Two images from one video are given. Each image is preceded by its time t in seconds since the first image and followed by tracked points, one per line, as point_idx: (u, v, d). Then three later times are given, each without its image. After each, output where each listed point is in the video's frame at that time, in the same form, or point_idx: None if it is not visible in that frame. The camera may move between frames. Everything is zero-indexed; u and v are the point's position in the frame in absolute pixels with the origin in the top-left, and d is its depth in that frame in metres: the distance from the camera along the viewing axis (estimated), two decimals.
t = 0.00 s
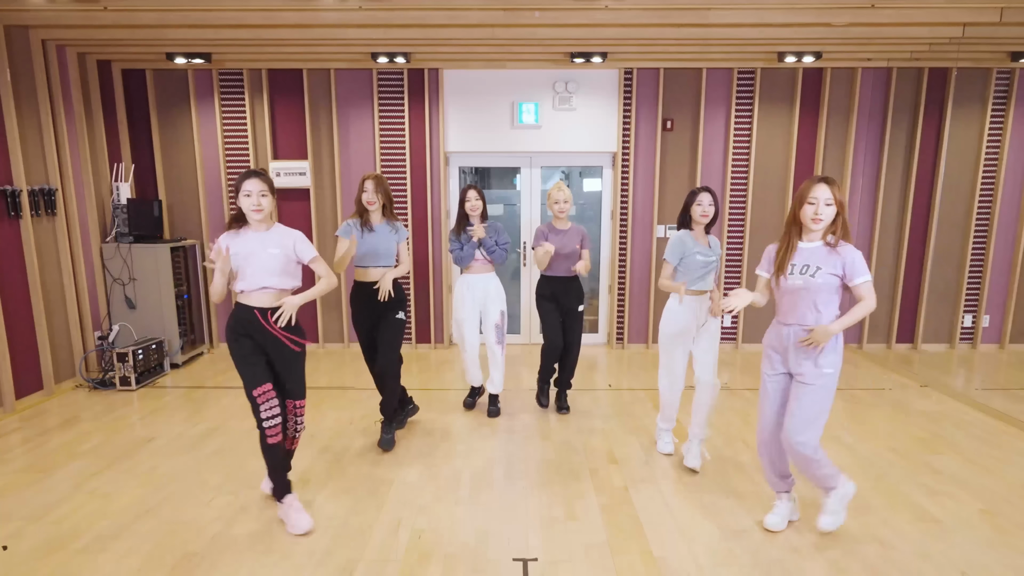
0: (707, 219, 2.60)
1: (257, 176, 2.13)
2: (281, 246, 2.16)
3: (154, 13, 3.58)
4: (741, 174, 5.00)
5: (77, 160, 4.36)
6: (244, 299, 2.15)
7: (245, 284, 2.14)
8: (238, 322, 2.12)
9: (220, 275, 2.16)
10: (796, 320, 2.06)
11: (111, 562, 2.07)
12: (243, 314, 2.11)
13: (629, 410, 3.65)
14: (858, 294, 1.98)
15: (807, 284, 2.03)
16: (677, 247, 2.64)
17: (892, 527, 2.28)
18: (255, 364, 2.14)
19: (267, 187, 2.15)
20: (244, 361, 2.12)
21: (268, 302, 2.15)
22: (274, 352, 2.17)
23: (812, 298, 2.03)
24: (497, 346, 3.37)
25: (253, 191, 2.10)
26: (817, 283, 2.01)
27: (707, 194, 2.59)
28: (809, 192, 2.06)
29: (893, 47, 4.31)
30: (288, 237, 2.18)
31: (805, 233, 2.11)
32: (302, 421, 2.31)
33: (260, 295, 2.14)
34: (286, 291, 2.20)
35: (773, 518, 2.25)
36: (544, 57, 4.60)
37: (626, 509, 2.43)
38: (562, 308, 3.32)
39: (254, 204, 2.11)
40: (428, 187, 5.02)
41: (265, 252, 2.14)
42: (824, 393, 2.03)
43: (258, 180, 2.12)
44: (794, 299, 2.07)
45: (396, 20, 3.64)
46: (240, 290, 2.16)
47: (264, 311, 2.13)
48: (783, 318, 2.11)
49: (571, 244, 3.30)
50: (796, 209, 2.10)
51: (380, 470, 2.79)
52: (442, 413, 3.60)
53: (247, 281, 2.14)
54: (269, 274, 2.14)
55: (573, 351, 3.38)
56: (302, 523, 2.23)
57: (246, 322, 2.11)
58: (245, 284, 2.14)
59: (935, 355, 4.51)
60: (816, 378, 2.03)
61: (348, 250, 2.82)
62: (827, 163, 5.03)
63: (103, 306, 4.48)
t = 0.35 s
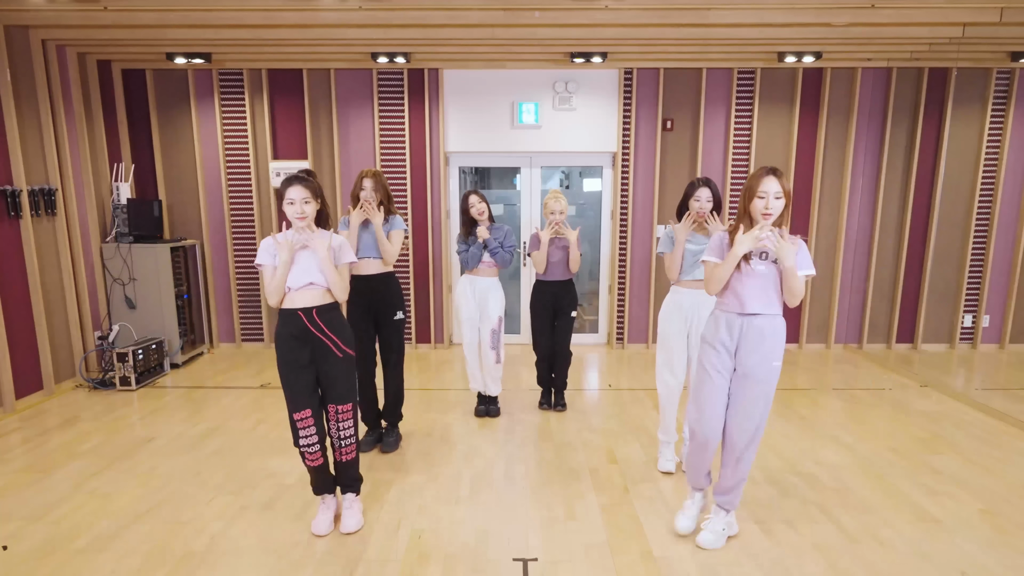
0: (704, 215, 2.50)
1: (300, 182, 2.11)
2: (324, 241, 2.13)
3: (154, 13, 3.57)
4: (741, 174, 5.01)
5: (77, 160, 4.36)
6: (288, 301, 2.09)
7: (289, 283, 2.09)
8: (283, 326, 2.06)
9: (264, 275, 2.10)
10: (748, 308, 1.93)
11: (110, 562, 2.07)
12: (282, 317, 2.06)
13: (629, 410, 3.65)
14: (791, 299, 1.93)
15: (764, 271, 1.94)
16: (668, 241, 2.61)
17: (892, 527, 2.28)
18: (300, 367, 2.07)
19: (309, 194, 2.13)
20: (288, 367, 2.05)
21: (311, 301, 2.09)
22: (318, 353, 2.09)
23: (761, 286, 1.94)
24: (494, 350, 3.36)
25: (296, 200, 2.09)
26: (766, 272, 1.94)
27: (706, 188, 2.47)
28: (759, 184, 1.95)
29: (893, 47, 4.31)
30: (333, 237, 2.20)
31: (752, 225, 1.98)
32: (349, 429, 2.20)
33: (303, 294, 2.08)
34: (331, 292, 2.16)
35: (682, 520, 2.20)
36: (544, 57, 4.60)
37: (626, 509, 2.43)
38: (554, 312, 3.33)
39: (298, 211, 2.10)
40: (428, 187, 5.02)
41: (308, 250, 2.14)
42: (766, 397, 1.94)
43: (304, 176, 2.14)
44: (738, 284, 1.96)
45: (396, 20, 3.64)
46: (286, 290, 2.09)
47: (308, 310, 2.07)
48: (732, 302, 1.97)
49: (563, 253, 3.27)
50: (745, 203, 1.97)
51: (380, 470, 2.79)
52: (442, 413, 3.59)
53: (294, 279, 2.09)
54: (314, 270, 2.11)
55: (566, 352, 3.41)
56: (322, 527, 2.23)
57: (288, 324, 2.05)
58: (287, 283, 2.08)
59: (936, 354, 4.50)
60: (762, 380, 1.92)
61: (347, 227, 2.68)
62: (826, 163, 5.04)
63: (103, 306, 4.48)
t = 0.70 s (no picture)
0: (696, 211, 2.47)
1: (317, 165, 2.11)
2: (339, 237, 2.08)
3: (155, 13, 3.57)
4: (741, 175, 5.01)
5: (77, 160, 4.36)
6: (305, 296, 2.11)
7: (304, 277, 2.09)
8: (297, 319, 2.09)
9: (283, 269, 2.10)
10: (724, 313, 1.95)
11: (111, 562, 2.06)
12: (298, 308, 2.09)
13: (629, 410, 3.65)
14: (764, 292, 1.98)
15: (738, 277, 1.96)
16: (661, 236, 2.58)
17: (892, 527, 2.28)
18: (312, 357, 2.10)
19: (326, 177, 2.12)
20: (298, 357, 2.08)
21: (327, 298, 2.09)
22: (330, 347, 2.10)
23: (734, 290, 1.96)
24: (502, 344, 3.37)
25: (312, 180, 2.08)
26: (740, 278, 1.96)
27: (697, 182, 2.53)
28: (719, 178, 2.00)
29: (893, 47, 4.32)
30: (349, 227, 2.18)
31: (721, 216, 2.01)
32: (355, 425, 2.20)
33: (319, 290, 2.09)
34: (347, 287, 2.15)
35: (682, 535, 2.14)
36: (543, 57, 4.60)
37: (626, 509, 2.43)
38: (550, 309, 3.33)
39: (314, 193, 2.09)
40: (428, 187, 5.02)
41: (324, 241, 2.11)
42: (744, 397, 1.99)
43: (318, 170, 2.10)
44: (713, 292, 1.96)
45: (396, 20, 3.64)
46: (303, 286, 2.10)
47: (323, 308, 2.08)
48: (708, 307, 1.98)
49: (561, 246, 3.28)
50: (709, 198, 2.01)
51: (380, 470, 2.79)
52: (442, 413, 3.59)
53: (311, 275, 2.09)
54: (329, 265, 2.10)
55: (568, 349, 3.42)
56: (322, 526, 2.23)
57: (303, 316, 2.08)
58: (303, 278, 2.09)
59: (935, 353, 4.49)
60: (742, 382, 1.97)
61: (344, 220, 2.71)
62: (826, 163, 5.04)
63: (102, 306, 4.48)
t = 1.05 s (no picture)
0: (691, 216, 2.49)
1: (325, 174, 2.12)
2: (342, 240, 2.09)
3: (155, 13, 3.57)
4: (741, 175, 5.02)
5: (77, 160, 4.36)
6: (307, 296, 2.11)
7: (308, 279, 2.10)
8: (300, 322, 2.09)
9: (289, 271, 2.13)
10: (717, 316, 1.94)
11: (110, 562, 2.06)
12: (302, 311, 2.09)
13: (629, 410, 3.65)
14: (748, 299, 1.99)
15: (726, 276, 1.96)
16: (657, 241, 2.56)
17: (891, 527, 2.28)
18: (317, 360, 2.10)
19: (334, 185, 2.13)
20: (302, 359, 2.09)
21: (329, 299, 2.09)
22: (334, 349, 2.10)
23: (723, 293, 1.96)
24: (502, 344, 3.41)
25: (319, 191, 2.09)
26: (729, 279, 1.97)
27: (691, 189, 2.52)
28: (710, 186, 2.00)
29: (894, 47, 4.32)
30: (354, 230, 2.18)
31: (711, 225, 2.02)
32: (359, 426, 2.20)
33: (321, 290, 2.09)
34: (350, 289, 2.14)
35: (682, 535, 2.14)
36: (543, 57, 4.60)
37: (626, 509, 2.43)
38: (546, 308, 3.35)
39: (321, 203, 2.11)
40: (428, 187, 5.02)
41: (328, 244, 2.12)
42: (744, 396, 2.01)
43: (325, 178, 2.11)
44: (700, 293, 1.97)
45: (396, 20, 3.64)
46: (306, 287, 2.11)
47: (324, 308, 2.07)
48: (698, 311, 1.97)
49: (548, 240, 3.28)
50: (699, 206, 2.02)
51: (380, 470, 2.79)
52: (442, 413, 3.59)
53: (314, 276, 2.09)
54: (331, 266, 2.11)
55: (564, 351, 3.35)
56: (323, 526, 2.23)
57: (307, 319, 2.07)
58: (306, 279, 2.10)
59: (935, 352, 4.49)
60: (741, 383, 1.98)
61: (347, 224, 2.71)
62: (827, 163, 5.04)
63: (103, 306, 4.48)
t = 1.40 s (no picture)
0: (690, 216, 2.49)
1: (328, 176, 2.11)
2: (344, 240, 2.09)
3: (155, 13, 3.57)
4: (741, 175, 5.02)
5: (77, 160, 4.37)
6: (309, 296, 2.10)
7: (310, 279, 2.10)
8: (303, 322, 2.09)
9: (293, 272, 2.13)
10: (717, 316, 1.95)
11: (110, 563, 2.06)
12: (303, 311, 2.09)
13: (629, 410, 3.64)
14: (748, 299, 1.99)
15: (726, 276, 1.96)
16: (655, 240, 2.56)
17: (891, 527, 2.28)
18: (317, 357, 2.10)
19: (337, 188, 2.13)
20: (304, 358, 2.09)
21: (332, 298, 2.08)
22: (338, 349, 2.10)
23: (722, 294, 1.96)
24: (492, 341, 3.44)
25: (323, 192, 2.09)
26: (729, 278, 1.97)
27: (690, 189, 2.52)
28: (710, 188, 2.00)
29: (894, 47, 4.32)
30: (356, 230, 2.19)
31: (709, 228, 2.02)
32: (359, 426, 2.20)
33: (324, 290, 2.08)
34: (353, 288, 2.14)
35: (682, 535, 2.14)
36: (543, 57, 4.60)
37: (626, 509, 2.43)
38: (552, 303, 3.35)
39: (324, 204, 2.11)
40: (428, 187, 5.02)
41: (330, 244, 2.13)
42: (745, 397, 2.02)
43: (328, 180, 2.10)
44: (699, 293, 1.96)
45: (396, 20, 3.64)
46: (309, 287, 2.10)
47: (328, 308, 2.07)
48: (698, 311, 1.96)
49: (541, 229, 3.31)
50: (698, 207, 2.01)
51: (380, 470, 2.79)
52: (442, 413, 3.59)
53: (317, 276, 2.09)
54: (334, 266, 2.10)
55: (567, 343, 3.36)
56: (323, 526, 2.23)
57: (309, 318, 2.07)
58: (309, 279, 2.10)
59: (936, 352, 4.48)
60: (742, 382, 1.99)
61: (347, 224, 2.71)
62: (827, 163, 5.04)
63: (103, 306, 4.48)
